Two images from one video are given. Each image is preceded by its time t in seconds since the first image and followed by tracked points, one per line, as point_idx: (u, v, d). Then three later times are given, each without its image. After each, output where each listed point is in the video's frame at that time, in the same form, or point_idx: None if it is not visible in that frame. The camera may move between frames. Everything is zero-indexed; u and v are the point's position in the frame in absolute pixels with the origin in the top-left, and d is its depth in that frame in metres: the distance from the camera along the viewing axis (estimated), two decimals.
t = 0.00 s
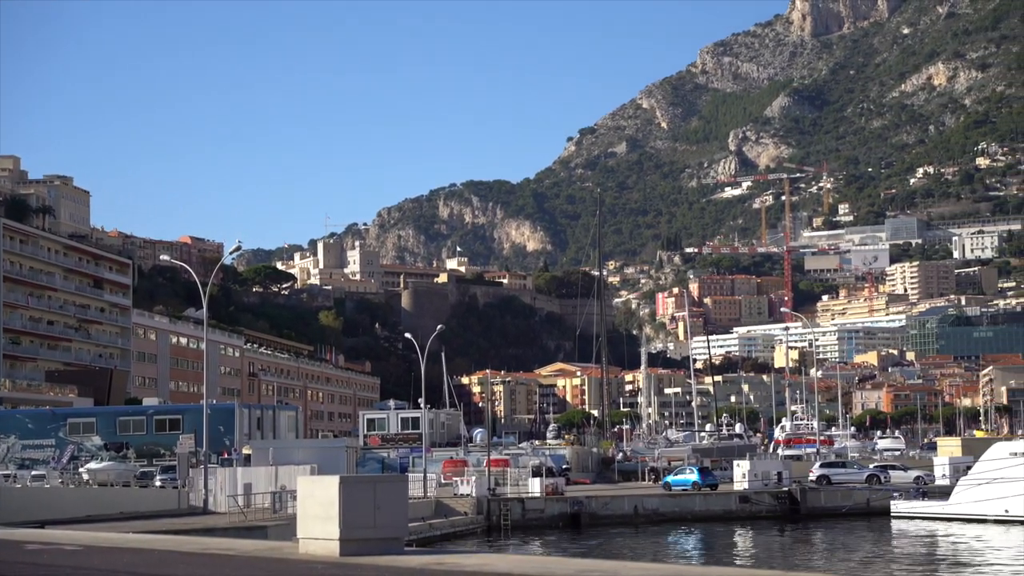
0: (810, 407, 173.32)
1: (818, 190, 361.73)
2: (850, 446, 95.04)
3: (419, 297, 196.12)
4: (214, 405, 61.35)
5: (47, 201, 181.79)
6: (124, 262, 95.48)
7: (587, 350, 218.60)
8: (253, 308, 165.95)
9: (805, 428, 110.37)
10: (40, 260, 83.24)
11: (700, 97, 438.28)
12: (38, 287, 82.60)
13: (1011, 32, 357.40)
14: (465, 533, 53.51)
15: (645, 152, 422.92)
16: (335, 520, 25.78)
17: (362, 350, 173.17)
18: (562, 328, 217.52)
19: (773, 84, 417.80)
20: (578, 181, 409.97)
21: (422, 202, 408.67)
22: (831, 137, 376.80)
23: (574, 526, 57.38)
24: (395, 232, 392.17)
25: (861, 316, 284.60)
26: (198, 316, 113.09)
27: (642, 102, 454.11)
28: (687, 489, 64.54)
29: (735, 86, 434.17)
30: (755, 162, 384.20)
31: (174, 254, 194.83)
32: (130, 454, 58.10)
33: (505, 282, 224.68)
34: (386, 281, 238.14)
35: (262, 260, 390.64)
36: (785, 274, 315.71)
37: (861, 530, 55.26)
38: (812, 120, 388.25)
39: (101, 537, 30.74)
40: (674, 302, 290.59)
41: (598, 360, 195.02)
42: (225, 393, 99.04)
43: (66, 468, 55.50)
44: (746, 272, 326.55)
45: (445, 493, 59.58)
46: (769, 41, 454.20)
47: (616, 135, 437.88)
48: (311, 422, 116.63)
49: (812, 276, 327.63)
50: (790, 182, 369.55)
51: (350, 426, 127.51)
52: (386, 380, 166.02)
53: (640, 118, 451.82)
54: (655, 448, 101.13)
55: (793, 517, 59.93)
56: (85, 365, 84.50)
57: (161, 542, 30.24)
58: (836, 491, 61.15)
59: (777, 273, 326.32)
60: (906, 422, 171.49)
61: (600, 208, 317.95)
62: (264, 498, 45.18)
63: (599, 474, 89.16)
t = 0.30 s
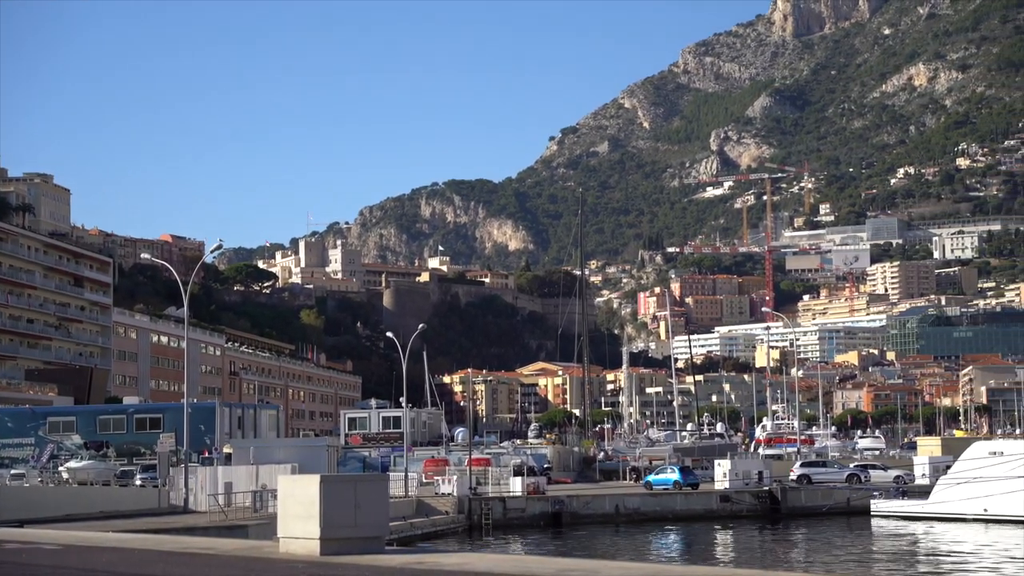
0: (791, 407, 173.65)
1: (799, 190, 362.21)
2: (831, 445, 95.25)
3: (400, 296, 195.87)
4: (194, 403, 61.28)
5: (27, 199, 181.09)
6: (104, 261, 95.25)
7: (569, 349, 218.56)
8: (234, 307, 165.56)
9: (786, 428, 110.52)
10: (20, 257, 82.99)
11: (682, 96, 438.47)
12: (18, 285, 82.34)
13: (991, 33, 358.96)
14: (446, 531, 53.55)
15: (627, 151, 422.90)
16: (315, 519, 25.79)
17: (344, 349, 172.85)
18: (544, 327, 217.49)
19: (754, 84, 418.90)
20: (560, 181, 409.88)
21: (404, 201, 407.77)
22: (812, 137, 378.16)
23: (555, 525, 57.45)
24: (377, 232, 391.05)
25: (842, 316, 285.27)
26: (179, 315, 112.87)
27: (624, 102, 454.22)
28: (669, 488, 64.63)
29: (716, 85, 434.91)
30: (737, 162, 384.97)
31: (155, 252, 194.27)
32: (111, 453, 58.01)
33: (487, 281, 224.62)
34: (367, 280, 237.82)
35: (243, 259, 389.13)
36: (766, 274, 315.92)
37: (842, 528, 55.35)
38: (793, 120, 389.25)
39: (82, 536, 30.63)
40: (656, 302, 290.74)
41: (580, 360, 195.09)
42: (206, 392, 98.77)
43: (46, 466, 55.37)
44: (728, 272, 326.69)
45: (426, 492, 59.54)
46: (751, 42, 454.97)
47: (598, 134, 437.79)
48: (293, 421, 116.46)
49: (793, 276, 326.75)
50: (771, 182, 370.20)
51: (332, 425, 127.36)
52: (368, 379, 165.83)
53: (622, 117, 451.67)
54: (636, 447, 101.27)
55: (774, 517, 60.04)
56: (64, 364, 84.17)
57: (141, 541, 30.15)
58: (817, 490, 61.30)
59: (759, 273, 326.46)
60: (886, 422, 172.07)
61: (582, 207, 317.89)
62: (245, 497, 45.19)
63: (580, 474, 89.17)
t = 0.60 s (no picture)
0: (768, 405, 173.87)
1: (777, 191, 362.82)
2: (807, 445, 95.41)
3: (378, 295, 195.47)
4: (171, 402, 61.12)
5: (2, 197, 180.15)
6: (80, 259, 94.81)
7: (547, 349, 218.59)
8: (210, 305, 164.97)
9: (763, 428, 110.66)
10: None
11: (660, 96, 438.75)
12: None
13: (967, 33, 360.91)
14: (424, 531, 53.43)
15: (605, 151, 423.19)
16: (293, 518, 25.95)
17: (321, 348, 172.47)
18: (521, 326, 217.42)
19: (733, 85, 420.00)
20: (538, 180, 409.89)
21: (382, 200, 406.93)
22: (790, 137, 379.81)
23: (532, 524, 57.40)
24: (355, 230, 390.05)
25: (819, 316, 286.07)
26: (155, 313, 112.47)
27: (602, 101, 454.23)
28: (646, 488, 64.68)
29: (695, 86, 435.50)
30: (715, 162, 385.70)
31: (131, 251, 193.51)
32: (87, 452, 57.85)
33: (465, 280, 224.40)
34: (345, 279, 237.44)
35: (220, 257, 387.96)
36: (744, 274, 316.41)
37: (819, 527, 55.35)
38: (771, 120, 391.28)
39: (55, 536, 30.54)
40: (633, 301, 291.11)
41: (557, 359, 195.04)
42: (182, 391, 98.47)
43: (20, 465, 55.09)
44: (706, 272, 327.17)
45: (403, 492, 59.44)
46: (729, 41, 455.90)
47: (577, 134, 437.75)
48: (269, 421, 116.14)
49: (770, 276, 326.41)
50: (749, 182, 371.34)
51: (309, 424, 127.02)
52: (345, 378, 165.50)
53: (601, 117, 451.79)
54: (614, 446, 101.29)
55: (750, 516, 60.09)
56: (40, 363, 83.70)
57: (115, 541, 30.04)
58: (793, 489, 61.39)
59: (736, 273, 326.85)
60: (862, 421, 172.72)
61: (560, 207, 318.08)
62: (221, 497, 45.14)
63: (557, 473, 89.16)
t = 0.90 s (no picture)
0: (746, 405, 174.25)
1: (755, 191, 363.33)
2: (785, 445, 95.64)
3: (357, 295, 195.24)
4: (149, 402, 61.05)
5: None
6: (57, 258, 94.42)
7: (525, 348, 218.62)
8: (188, 305, 164.49)
9: (740, 427, 110.83)
10: None
11: (638, 96, 438.74)
12: None
13: (944, 35, 362.40)
14: (401, 532, 53.47)
15: (583, 151, 423.16)
16: (271, 519, 26.21)
17: (299, 348, 172.17)
18: (500, 326, 217.40)
19: (711, 85, 420.86)
20: (516, 180, 409.75)
21: (360, 199, 405.87)
22: (767, 137, 380.93)
23: (511, 524, 57.41)
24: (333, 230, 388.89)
25: (797, 315, 286.70)
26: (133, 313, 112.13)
27: (581, 101, 453.96)
28: (624, 487, 64.79)
29: (673, 85, 436.05)
30: (693, 161, 385.57)
31: (108, 250, 192.79)
32: (63, 452, 57.76)
33: (443, 280, 224.25)
34: (323, 279, 237.06)
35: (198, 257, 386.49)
36: (721, 273, 316.76)
37: (796, 527, 55.49)
38: (749, 120, 392.81)
39: (32, 536, 30.53)
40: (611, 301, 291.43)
41: (536, 359, 195.08)
42: (160, 390, 98.21)
43: None
44: (684, 272, 327.50)
45: (382, 491, 59.45)
46: (707, 42, 456.84)
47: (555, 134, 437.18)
48: (247, 421, 115.89)
49: (748, 276, 325.82)
50: (727, 182, 372.21)
51: (287, 424, 126.74)
52: (323, 378, 165.31)
53: (579, 117, 451.57)
54: (591, 447, 101.41)
55: (728, 515, 60.19)
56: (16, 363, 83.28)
57: (91, 540, 30.06)
58: (771, 489, 61.52)
59: (714, 273, 327.19)
60: (839, 421, 173.29)
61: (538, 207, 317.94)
62: (198, 497, 45.13)
63: (536, 473, 89.20)
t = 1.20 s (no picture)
0: (718, 406, 174.56)
1: (727, 192, 364.27)
2: (758, 445, 95.81)
3: (330, 296, 194.83)
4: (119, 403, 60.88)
5: None
6: (27, 260, 93.77)
7: (498, 349, 218.55)
8: (159, 306, 163.85)
9: (712, 428, 111.01)
10: None
11: (611, 98, 438.65)
12: None
13: (915, 37, 364.27)
14: (374, 532, 53.37)
15: (557, 152, 423.45)
16: (243, 519, 26.63)
17: (272, 349, 171.63)
18: (473, 327, 217.38)
19: (684, 86, 421.93)
20: (489, 181, 409.57)
21: (333, 200, 404.87)
22: (740, 139, 382.00)
23: (483, 525, 57.32)
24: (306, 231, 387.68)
25: (769, 317, 287.51)
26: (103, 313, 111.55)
27: (554, 102, 453.94)
28: (596, 489, 64.78)
29: (646, 87, 436.39)
30: (666, 163, 389.18)
31: (78, 251, 191.72)
32: (34, 454, 57.61)
33: (416, 281, 224.10)
34: (296, 280, 236.44)
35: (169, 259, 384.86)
36: (694, 274, 317.58)
37: (767, 528, 55.60)
38: (721, 122, 394.34)
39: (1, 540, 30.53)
40: (585, 302, 291.75)
41: (509, 360, 195.00)
42: (131, 392, 97.83)
43: None
44: (657, 273, 328.48)
45: (355, 492, 59.35)
46: (680, 43, 457.09)
47: (528, 135, 437.01)
48: (219, 422, 115.40)
49: (721, 277, 327.83)
50: (699, 183, 373.34)
51: (259, 425, 126.31)
52: (296, 380, 164.91)
53: (552, 118, 451.42)
54: (564, 448, 101.48)
55: (700, 517, 60.26)
56: None
57: (62, 542, 30.20)
58: (742, 490, 61.63)
59: (686, 275, 327.83)
60: (811, 421, 173.94)
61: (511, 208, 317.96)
62: (169, 499, 45.04)
63: (508, 474, 89.16)
